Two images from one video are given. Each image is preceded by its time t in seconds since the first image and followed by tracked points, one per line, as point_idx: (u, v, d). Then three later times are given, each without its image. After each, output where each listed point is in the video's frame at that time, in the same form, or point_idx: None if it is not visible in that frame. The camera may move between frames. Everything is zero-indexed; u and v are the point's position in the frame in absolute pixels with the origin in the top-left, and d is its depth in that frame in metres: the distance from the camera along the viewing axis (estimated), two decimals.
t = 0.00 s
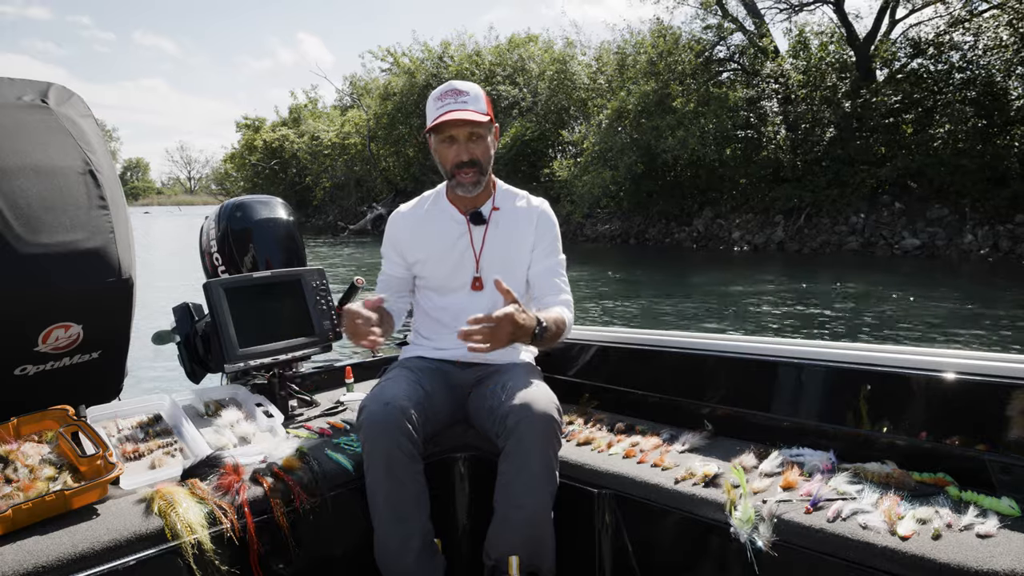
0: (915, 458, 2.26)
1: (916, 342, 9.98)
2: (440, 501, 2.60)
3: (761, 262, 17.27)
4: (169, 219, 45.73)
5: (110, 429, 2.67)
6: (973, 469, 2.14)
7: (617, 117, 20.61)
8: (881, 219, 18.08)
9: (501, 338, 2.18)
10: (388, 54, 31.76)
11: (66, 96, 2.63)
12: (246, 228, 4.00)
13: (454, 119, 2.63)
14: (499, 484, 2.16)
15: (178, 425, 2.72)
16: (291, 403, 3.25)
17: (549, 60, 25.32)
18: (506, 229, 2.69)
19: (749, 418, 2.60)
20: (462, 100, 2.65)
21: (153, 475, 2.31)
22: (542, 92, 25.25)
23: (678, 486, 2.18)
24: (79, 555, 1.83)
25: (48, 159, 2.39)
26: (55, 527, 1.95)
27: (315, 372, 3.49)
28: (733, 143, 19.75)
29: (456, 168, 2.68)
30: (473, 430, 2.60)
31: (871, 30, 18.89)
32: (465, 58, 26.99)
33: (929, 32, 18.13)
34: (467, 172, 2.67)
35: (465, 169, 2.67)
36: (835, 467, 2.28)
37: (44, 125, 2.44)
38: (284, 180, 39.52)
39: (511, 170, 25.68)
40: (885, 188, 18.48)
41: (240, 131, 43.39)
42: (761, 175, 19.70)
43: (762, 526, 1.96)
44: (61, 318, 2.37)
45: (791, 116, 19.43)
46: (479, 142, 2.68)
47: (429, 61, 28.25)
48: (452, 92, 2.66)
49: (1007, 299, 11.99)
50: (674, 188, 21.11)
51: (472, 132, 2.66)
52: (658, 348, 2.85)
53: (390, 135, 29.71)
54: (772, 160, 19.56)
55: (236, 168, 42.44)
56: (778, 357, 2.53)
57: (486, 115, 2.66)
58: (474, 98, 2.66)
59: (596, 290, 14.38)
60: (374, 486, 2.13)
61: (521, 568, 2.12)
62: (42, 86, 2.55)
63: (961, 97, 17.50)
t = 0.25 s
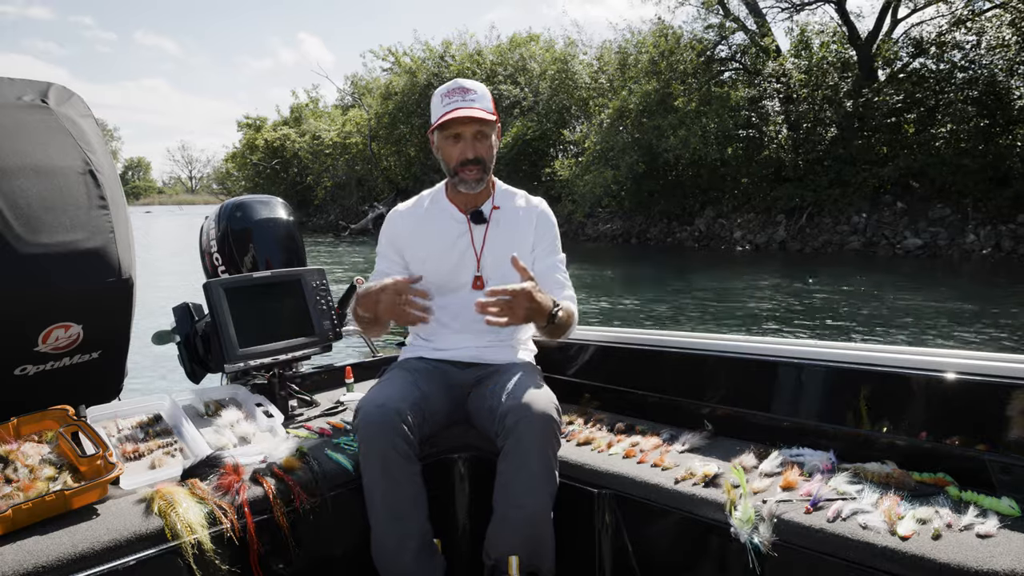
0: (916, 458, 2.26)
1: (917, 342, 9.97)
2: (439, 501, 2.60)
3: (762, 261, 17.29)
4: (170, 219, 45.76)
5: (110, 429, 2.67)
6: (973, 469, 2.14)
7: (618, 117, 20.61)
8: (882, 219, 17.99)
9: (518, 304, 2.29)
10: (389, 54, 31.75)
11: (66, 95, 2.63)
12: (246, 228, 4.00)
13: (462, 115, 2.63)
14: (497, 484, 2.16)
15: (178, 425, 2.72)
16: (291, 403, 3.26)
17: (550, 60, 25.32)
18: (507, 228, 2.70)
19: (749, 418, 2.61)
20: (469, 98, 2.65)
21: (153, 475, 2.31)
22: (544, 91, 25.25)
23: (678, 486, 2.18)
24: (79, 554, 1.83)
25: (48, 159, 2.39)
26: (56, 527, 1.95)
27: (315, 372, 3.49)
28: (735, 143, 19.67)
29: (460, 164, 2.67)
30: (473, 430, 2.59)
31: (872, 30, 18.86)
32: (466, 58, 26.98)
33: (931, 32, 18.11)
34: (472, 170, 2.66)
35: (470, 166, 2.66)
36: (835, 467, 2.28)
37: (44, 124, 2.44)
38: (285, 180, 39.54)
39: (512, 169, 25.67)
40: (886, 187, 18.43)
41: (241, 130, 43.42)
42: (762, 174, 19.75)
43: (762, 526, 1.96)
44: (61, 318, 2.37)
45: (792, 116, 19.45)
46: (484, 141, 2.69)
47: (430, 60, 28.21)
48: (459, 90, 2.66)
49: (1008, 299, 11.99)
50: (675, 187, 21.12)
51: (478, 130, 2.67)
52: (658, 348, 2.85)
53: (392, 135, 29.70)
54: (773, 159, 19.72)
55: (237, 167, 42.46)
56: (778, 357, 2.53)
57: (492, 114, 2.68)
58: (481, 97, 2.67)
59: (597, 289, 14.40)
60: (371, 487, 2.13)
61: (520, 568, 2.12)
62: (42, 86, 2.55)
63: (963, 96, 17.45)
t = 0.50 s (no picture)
0: (915, 458, 2.26)
1: (918, 341, 9.98)
2: (439, 501, 2.60)
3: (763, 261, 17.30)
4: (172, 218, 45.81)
5: (110, 429, 2.67)
6: (973, 469, 2.14)
7: (619, 117, 20.59)
8: (884, 219, 17.94)
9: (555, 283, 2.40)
10: (390, 54, 31.75)
11: (66, 95, 2.63)
12: (246, 228, 4.00)
13: (468, 113, 2.63)
14: (497, 484, 2.16)
15: (178, 425, 2.72)
16: (291, 403, 3.26)
17: (552, 60, 25.33)
18: (504, 227, 2.70)
19: (749, 418, 2.60)
20: (474, 96, 2.65)
21: (153, 475, 2.31)
22: (545, 91, 25.27)
23: (678, 486, 2.18)
24: (79, 554, 1.83)
25: (49, 160, 2.39)
26: (56, 527, 1.95)
27: (315, 372, 3.49)
28: (736, 142, 19.61)
29: (461, 162, 2.66)
30: (473, 430, 2.59)
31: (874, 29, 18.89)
32: (467, 58, 26.95)
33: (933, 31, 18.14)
34: (472, 168, 2.65)
35: (470, 164, 2.65)
36: (835, 467, 2.28)
37: (44, 124, 2.44)
38: (286, 179, 39.56)
39: (514, 169, 25.68)
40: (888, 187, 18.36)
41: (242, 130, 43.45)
42: (764, 174, 19.78)
43: (762, 526, 1.96)
44: (61, 318, 2.37)
45: (794, 116, 19.45)
46: (487, 140, 2.69)
47: (431, 60, 28.18)
48: (465, 88, 2.66)
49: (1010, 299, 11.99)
50: (676, 188, 21.13)
51: (482, 128, 2.66)
52: (658, 348, 2.85)
53: (393, 135, 29.70)
54: (774, 159, 19.76)
55: (238, 167, 42.47)
56: (778, 357, 2.53)
57: (496, 114, 2.68)
58: (486, 97, 2.68)
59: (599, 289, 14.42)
60: (370, 488, 2.13)
61: (520, 569, 2.12)
62: (42, 85, 2.55)
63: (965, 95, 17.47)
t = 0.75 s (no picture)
0: (915, 458, 2.25)
1: (920, 342, 9.96)
2: (439, 501, 2.60)
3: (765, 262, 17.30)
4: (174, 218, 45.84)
5: (110, 429, 2.67)
6: (973, 469, 2.13)
7: (621, 117, 20.64)
8: (886, 219, 17.93)
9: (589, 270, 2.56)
10: (392, 54, 31.76)
11: (66, 96, 2.63)
12: (246, 228, 4.01)
13: (474, 112, 2.62)
14: (497, 484, 2.16)
15: (178, 425, 2.72)
16: (291, 403, 3.26)
17: (553, 60, 25.34)
18: (503, 224, 2.72)
19: (749, 418, 2.60)
20: (480, 95, 2.64)
21: (153, 475, 2.31)
22: (547, 91, 25.28)
23: (678, 486, 2.18)
24: (79, 554, 1.83)
25: (49, 159, 2.39)
26: (55, 527, 1.95)
27: (315, 372, 3.49)
28: (738, 143, 19.62)
29: (463, 160, 2.65)
30: (473, 429, 2.59)
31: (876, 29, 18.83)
32: (468, 58, 26.95)
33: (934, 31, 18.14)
34: (474, 167, 2.65)
35: (472, 162, 2.65)
36: (835, 467, 2.28)
37: (43, 124, 2.44)
38: (288, 180, 39.59)
39: (515, 169, 25.68)
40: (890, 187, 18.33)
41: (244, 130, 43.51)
42: (766, 174, 19.78)
43: (762, 526, 1.96)
44: (60, 318, 2.37)
45: (795, 116, 19.42)
46: (490, 139, 2.68)
47: (432, 60, 28.20)
48: (471, 87, 2.65)
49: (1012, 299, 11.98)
50: (678, 188, 21.11)
51: (486, 128, 2.66)
52: (658, 348, 2.85)
53: (394, 135, 29.70)
54: (776, 159, 19.77)
55: (240, 167, 42.49)
56: (778, 357, 2.52)
57: (500, 114, 2.68)
58: (490, 97, 2.68)
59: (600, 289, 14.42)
60: (370, 488, 2.13)
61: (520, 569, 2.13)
62: (42, 86, 2.55)
63: (967, 96, 17.46)
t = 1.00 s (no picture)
0: (915, 458, 2.26)
1: (921, 342, 9.99)
2: (439, 502, 2.60)
3: (766, 262, 17.33)
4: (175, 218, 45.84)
5: (110, 429, 2.67)
6: (973, 469, 2.14)
7: (622, 117, 20.74)
8: (887, 220, 17.98)
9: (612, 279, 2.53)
10: (393, 54, 31.76)
11: (66, 95, 2.63)
12: (246, 228, 4.00)
13: (480, 112, 2.62)
14: (496, 483, 2.16)
15: (178, 425, 2.72)
16: (291, 403, 3.26)
17: (554, 60, 25.36)
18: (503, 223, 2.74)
19: (749, 418, 2.60)
20: (485, 95, 2.65)
21: (153, 475, 2.31)
22: (548, 92, 25.29)
23: (678, 486, 2.18)
24: (79, 554, 1.83)
25: (49, 160, 2.39)
26: (55, 527, 1.95)
27: (315, 371, 3.49)
28: (738, 144, 19.51)
29: (467, 160, 2.65)
30: (473, 429, 2.59)
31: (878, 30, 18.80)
32: (469, 58, 26.97)
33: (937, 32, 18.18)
34: (477, 167, 2.66)
35: (476, 161, 2.65)
36: (835, 467, 2.28)
37: (44, 124, 2.44)
38: (289, 180, 39.60)
39: (517, 169, 25.70)
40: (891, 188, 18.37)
41: (245, 130, 43.54)
42: (768, 175, 19.67)
43: (762, 526, 1.96)
44: (61, 318, 2.37)
45: (796, 117, 19.35)
46: (492, 139, 2.69)
47: (434, 61, 28.21)
48: (475, 86, 2.65)
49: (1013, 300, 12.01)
50: (679, 189, 21.14)
51: (489, 127, 2.66)
52: (658, 347, 2.85)
53: (395, 136, 29.70)
54: (777, 160, 19.63)
55: (241, 168, 42.50)
56: (779, 357, 2.53)
57: (503, 113, 2.69)
58: (493, 97, 2.69)
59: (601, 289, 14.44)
60: (368, 489, 2.12)
61: (520, 568, 2.13)
62: (42, 85, 2.55)
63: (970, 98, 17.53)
